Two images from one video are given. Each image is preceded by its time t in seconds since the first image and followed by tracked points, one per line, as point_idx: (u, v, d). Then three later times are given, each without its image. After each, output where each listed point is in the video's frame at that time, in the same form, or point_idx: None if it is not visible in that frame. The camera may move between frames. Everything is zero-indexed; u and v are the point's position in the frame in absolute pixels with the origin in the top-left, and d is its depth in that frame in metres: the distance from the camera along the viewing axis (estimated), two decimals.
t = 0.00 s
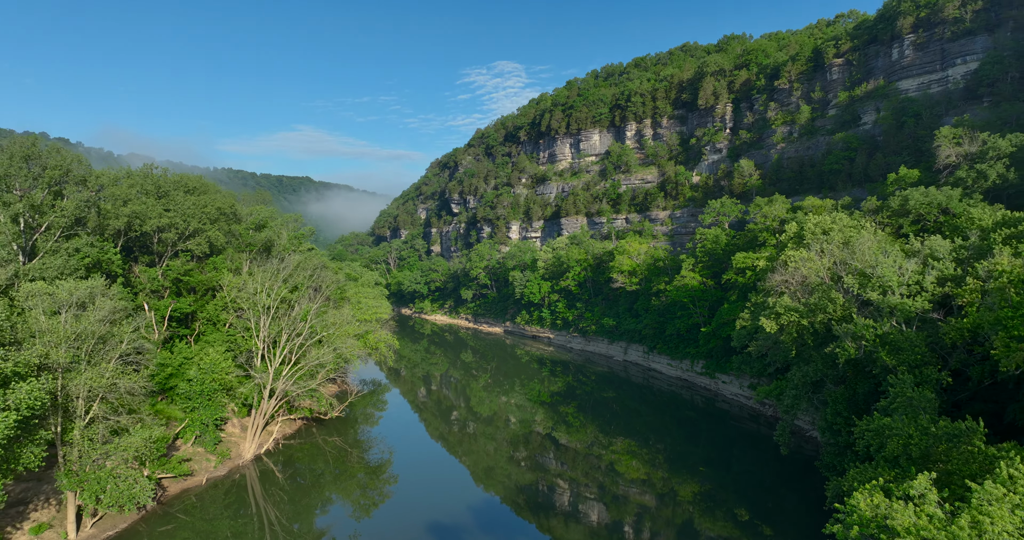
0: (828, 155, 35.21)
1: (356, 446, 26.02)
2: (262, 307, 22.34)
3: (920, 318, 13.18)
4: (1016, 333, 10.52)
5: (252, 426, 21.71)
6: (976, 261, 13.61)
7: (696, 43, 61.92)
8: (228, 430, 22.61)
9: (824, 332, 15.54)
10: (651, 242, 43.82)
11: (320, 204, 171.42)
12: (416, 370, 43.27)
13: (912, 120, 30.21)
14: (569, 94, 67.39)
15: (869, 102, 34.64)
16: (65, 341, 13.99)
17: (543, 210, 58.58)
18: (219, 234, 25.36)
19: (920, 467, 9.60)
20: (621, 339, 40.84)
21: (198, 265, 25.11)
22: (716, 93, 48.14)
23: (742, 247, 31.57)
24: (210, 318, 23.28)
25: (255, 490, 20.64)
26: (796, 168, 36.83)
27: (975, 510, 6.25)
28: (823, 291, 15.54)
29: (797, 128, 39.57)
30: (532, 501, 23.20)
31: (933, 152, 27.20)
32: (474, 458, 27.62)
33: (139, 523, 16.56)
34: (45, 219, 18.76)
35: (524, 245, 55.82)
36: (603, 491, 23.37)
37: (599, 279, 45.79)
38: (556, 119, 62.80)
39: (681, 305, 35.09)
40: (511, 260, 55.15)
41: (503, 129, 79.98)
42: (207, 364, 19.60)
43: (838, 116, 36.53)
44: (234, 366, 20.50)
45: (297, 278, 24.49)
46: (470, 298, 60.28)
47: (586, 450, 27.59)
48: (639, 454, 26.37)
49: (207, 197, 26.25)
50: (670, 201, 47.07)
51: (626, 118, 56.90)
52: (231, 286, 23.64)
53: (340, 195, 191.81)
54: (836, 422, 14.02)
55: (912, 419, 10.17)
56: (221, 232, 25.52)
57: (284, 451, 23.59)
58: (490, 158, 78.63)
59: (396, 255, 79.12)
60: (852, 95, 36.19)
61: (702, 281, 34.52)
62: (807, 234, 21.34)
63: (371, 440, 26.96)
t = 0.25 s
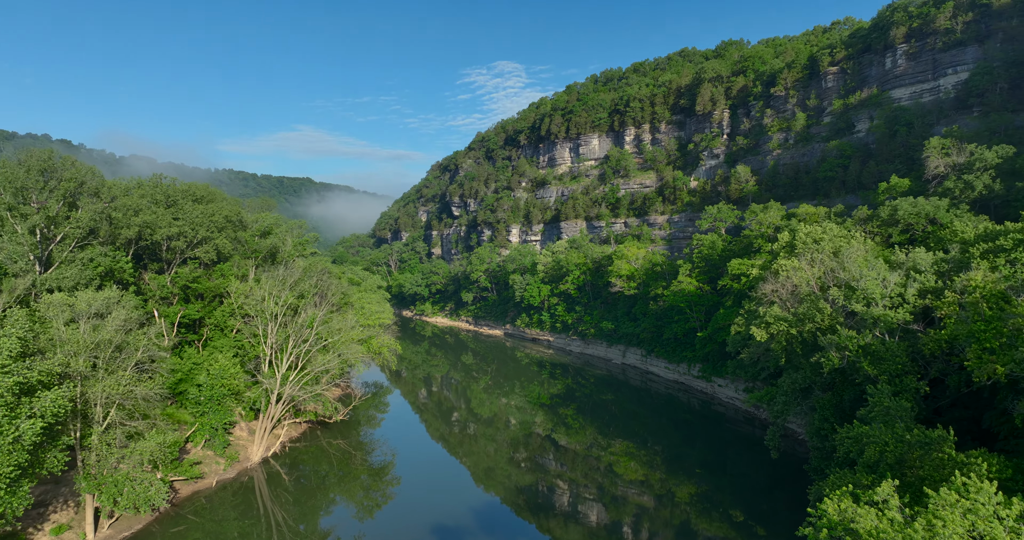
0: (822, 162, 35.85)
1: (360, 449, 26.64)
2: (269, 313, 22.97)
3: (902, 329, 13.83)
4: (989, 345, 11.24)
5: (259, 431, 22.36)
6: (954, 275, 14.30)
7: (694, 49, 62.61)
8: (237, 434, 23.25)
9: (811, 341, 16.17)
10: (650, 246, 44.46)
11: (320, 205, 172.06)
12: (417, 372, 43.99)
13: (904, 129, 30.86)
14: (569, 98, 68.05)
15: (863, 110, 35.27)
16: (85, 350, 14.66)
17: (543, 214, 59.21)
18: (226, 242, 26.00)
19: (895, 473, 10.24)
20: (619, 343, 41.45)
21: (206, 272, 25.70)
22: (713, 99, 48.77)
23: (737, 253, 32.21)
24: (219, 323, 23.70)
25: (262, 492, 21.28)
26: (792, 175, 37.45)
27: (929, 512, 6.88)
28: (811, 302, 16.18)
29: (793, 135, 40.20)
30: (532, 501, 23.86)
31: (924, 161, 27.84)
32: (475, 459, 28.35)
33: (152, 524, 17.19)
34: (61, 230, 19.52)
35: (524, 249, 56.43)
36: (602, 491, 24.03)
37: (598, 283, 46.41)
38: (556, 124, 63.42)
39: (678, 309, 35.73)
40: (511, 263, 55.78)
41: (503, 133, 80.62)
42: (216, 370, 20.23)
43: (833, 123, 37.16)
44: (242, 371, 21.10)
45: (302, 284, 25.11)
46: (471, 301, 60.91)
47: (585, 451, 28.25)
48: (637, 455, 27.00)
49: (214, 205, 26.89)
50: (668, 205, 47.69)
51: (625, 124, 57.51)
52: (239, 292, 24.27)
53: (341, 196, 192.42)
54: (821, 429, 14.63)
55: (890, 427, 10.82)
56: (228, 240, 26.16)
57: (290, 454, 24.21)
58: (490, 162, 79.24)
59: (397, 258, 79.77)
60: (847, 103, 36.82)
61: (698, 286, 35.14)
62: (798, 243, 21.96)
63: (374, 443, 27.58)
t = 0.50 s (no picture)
0: (817, 169, 36.48)
1: (364, 452, 27.30)
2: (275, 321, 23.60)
3: (885, 340, 14.47)
4: (964, 357, 11.91)
5: (267, 435, 23.06)
6: (935, 287, 14.97)
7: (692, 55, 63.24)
8: (244, 437, 23.90)
9: (800, 349, 16.81)
10: (648, 251, 45.09)
11: (321, 207, 172.65)
12: (418, 373, 44.72)
13: (896, 138, 31.47)
14: (569, 103, 68.66)
15: (857, 118, 35.91)
16: (102, 360, 15.30)
17: (542, 218, 59.84)
18: (233, 250, 26.60)
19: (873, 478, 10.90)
20: (618, 346, 42.07)
21: (213, 279, 26.31)
22: (711, 105, 49.35)
23: (733, 259, 32.88)
24: (227, 330, 24.37)
25: (269, 494, 21.94)
26: (787, 182, 38.05)
27: (893, 516, 7.52)
28: (800, 312, 16.80)
29: (789, 142, 40.82)
30: (532, 502, 24.54)
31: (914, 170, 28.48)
32: (476, 461, 29.08)
33: (164, 525, 17.83)
34: (75, 240, 20.23)
35: (524, 252, 57.04)
36: (601, 492, 24.70)
37: (597, 286, 47.03)
38: (555, 128, 64.02)
39: (675, 313, 36.39)
40: (511, 267, 56.40)
41: (503, 137, 81.23)
42: (225, 376, 20.87)
43: (828, 130, 37.79)
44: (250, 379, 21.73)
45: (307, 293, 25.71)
46: (471, 304, 61.54)
47: (584, 453, 28.93)
48: (636, 457, 27.65)
49: (222, 214, 27.50)
50: (666, 210, 48.29)
51: (624, 128, 58.12)
52: (246, 300, 24.88)
53: (341, 198, 193.03)
54: (808, 435, 15.26)
55: (869, 435, 11.47)
56: (234, 248, 26.75)
57: (296, 456, 24.86)
58: (491, 165, 79.86)
59: (398, 260, 80.38)
60: (842, 111, 37.43)
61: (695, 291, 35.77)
62: (790, 253, 22.59)
63: (377, 446, 28.23)
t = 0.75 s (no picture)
0: (812, 176, 37.14)
1: (367, 455, 27.94)
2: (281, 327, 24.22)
3: (869, 350, 15.09)
4: (941, 369, 12.53)
5: (273, 439, 23.71)
6: (918, 299, 15.62)
7: (691, 60, 63.85)
8: (250, 441, 24.53)
9: (789, 357, 17.48)
10: (646, 256, 45.73)
11: (322, 208, 173.22)
12: (419, 375, 45.44)
13: (889, 146, 32.07)
14: (569, 108, 69.28)
15: (851, 126, 36.55)
16: (119, 369, 15.92)
17: (542, 221, 60.47)
18: (240, 257, 27.20)
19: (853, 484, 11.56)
20: (616, 349, 42.70)
21: (220, 286, 26.91)
22: (708, 111, 49.93)
23: (729, 265, 33.53)
24: (233, 335, 24.85)
25: (276, 497, 22.59)
26: (783, 188, 38.65)
27: (863, 521, 8.16)
28: (789, 321, 17.42)
29: (785, 149, 41.46)
30: (532, 503, 25.24)
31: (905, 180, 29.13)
32: (477, 462, 29.80)
33: (176, 527, 18.53)
34: (88, 250, 20.85)
35: (524, 256, 57.66)
36: (600, 494, 25.39)
37: (596, 290, 47.67)
38: (555, 133, 64.64)
39: (672, 318, 37.05)
40: (511, 270, 57.03)
41: (503, 140, 81.84)
42: (234, 382, 21.49)
43: (823, 138, 38.43)
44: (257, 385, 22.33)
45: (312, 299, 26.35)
46: (471, 307, 62.18)
47: (583, 455, 29.63)
48: (633, 459, 28.30)
49: (229, 222, 28.12)
50: (664, 214, 48.91)
51: (623, 133, 58.74)
52: (253, 306, 25.49)
53: (342, 199, 193.59)
54: (795, 440, 15.95)
55: (851, 442, 12.13)
56: (241, 255, 27.36)
57: (302, 459, 25.51)
58: (492, 169, 80.45)
59: (399, 262, 81.02)
60: (836, 119, 38.07)
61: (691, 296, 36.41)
62: (782, 262, 23.20)
63: (380, 450, 28.87)
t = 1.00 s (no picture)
0: (807, 182, 37.77)
1: (370, 458, 28.58)
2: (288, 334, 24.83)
3: (855, 359, 15.69)
4: (921, 379, 13.15)
5: (279, 443, 24.36)
6: (902, 310, 16.24)
7: (689, 65, 64.51)
8: (257, 446, 25.20)
9: (779, 365, 18.13)
10: (644, 260, 46.35)
11: (323, 210, 173.87)
12: (420, 377, 46.20)
13: (882, 154, 32.69)
14: (568, 112, 69.90)
15: (846, 134, 37.18)
16: (134, 377, 16.53)
17: (542, 225, 61.08)
18: (246, 265, 27.81)
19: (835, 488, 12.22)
20: (615, 352, 43.31)
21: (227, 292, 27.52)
22: (706, 117, 50.56)
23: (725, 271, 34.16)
24: (240, 341, 25.42)
25: (283, 499, 23.23)
26: (779, 194, 39.26)
27: (838, 526, 8.79)
28: (780, 330, 18.06)
29: (781, 155, 42.06)
30: (533, 503, 25.90)
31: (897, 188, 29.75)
32: (479, 464, 30.50)
33: (187, 529, 19.28)
34: (101, 260, 21.49)
35: (524, 259, 58.27)
36: (599, 494, 26.07)
37: (595, 294, 48.29)
38: (555, 137, 65.24)
39: (669, 322, 37.67)
40: (511, 274, 57.63)
41: (503, 144, 82.46)
42: (242, 388, 22.10)
43: (818, 145, 39.05)
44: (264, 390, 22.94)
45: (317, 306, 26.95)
46: (472, 309, 62.80)
47: (583, 457, 30.30)
48: (632, 461, 28.94)
49: (235, 230, 28.74)
50: (663, 219, 49.51)
51: (622, 138, 59.36)
52: (259, 313, 26.11)
53: (343, 200, 194.17)
54: (784, 445, 16.61)
55: (834, 449, 12.77)
56: (247, 262, 27.97)
57: (307, 462, 26.16)
58: (492, 172, 81.03)
59: (400, 265, 81.64)
60: (831, 126, 38.69)
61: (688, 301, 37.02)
62: (775, 270, 23.80)
63: (383, 453, 29.51)
